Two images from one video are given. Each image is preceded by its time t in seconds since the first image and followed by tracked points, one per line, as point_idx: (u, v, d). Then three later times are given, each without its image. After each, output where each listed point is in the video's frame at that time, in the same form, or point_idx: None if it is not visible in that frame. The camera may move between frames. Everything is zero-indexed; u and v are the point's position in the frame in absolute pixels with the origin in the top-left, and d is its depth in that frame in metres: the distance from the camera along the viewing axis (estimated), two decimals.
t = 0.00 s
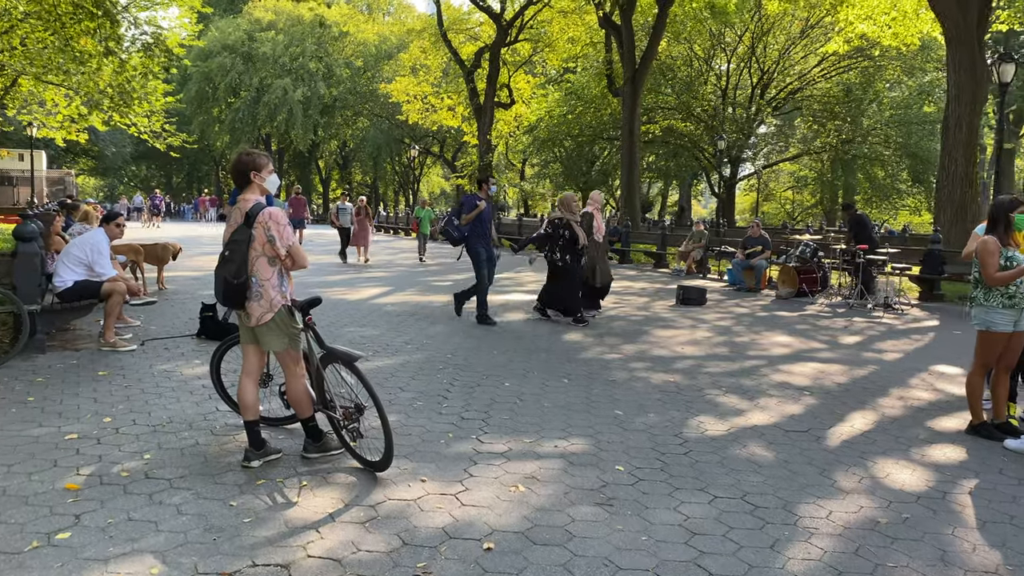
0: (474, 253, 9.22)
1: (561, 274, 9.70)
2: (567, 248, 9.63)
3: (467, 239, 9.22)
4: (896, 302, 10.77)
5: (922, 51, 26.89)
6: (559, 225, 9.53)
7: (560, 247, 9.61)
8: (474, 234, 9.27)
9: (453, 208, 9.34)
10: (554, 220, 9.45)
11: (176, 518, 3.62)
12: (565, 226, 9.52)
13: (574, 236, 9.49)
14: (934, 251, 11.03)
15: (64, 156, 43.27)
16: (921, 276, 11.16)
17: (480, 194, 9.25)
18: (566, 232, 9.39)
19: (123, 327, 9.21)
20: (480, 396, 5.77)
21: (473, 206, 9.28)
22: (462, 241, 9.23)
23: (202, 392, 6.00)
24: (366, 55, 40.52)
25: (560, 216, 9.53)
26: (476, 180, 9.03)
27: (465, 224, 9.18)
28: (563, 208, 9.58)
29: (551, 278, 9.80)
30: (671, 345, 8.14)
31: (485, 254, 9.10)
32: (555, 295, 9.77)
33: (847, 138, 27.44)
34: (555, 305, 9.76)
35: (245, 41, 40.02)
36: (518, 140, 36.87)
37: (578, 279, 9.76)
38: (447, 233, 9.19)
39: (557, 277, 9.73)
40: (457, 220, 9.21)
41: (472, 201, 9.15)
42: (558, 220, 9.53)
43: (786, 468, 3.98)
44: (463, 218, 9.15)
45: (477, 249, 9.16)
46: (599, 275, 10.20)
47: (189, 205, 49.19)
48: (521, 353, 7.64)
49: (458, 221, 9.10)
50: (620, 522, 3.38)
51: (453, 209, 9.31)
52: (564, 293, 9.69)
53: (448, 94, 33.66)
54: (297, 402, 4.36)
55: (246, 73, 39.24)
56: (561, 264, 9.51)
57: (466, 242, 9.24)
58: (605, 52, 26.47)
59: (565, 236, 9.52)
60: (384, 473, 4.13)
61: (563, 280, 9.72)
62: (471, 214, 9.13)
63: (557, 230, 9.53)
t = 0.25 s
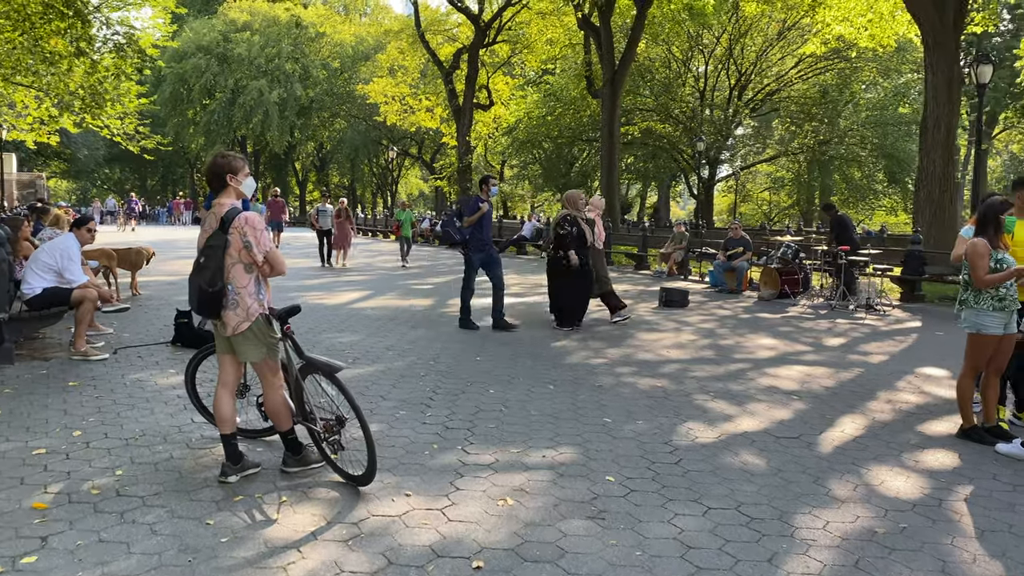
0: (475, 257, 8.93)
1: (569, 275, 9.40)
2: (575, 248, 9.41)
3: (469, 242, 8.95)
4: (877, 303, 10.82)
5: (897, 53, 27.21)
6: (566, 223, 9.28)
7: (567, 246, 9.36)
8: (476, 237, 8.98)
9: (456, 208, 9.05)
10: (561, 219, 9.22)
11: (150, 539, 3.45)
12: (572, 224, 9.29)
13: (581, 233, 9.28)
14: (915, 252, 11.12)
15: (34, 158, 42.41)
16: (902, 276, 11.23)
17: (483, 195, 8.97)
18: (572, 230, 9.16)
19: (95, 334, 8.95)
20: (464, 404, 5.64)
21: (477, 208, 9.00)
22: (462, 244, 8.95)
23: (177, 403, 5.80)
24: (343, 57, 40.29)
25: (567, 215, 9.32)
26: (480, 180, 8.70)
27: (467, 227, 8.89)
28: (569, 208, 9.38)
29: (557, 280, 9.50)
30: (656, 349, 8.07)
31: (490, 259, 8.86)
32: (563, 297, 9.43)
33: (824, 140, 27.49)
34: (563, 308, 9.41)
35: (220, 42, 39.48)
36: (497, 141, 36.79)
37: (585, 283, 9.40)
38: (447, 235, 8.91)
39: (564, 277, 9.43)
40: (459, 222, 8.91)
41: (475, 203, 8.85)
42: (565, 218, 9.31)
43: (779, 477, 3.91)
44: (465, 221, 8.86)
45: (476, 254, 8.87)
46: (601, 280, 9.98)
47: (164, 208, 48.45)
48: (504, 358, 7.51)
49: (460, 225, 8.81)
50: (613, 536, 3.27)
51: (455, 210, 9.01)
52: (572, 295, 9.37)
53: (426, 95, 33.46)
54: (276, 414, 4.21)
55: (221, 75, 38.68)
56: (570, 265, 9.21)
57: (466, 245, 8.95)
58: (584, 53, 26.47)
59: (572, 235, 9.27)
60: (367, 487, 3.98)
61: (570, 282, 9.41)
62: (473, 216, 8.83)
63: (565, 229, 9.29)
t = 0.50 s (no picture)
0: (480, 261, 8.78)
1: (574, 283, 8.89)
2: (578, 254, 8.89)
3: (472, 247, 8.78)
4: (855, 302, 10.90)
5: (870, 53, 27.52)
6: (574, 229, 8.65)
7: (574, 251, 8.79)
8: (479, 243, 8.84)
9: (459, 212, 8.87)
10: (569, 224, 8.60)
11: (117, 555, 3.27)
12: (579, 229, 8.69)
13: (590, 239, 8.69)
14: (892, 252, 11.25)
15: None
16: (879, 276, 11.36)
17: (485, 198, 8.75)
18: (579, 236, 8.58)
19: (61, 338, 8.66)
20: (446, 409, 5.51)
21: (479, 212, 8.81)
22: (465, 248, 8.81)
23: (147, 410, 5.59)
24: (316, 55, 39.89)
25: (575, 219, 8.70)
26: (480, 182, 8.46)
27: (470, 232, 8.72)
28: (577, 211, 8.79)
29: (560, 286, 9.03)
30: (637, 350, 8.01)
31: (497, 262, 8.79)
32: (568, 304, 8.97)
33: (799, 140, 27.81)
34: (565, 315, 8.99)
35: (190, 39, 38.73)
36: (473, 140, 36.65)
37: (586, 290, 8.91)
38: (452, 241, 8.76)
39: (568, 284, 8.92)
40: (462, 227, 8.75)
41: (477, 207, 8.67)
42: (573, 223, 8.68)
43: (767, 481, 3.84)
44: (468, 226, 8.69)
45: (479, 259, 8.72)
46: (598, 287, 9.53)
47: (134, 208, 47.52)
48: (485, 361, 7.39)
49: (463, 230, 8.64)
50: (602, 546, 3.18)
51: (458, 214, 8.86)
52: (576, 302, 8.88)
53: (401, 94, 33.16)
54: (250, 421, 4.05)
55: (192, 73, 37.94)
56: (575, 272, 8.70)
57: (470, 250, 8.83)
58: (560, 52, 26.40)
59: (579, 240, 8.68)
60: (346, 497, 3.84)
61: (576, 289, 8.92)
62: (475, 221, 8.66)
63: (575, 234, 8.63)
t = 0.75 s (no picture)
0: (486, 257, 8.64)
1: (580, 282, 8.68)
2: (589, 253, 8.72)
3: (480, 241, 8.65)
4: (838, 302, 10.95)
5: (850, 54, 27.76)
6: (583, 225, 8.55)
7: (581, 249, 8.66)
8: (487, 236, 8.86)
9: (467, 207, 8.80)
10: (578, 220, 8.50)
11: (88, 565, 3.13)
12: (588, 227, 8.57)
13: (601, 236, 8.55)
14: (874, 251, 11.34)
15: None
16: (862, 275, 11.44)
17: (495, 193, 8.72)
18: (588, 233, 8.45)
19: (34, 337, 8.43)
20: (430, 411, 5.41)
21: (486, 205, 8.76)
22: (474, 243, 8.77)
23: (122, 412, 5.42)
24: (298, 52, 39.61)
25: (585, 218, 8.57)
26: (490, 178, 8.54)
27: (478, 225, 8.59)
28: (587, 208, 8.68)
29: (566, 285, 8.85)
30: (622, 350, 7.96)
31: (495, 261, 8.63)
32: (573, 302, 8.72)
33: (779, 140, 27.92)
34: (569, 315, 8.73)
35: (170, 36, 38.10)
36: (455, 139, 36.50)
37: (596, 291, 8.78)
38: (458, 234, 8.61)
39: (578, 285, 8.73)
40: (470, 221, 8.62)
41: (484, 200, 8.61)
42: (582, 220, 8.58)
43: (758, 484, 3.79)
44: (476, 218, 8.57)
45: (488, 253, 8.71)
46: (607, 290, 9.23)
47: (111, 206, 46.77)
48: (470, 361, 7.30)
49: (471, 222, 8.50)
50: (590, 553, 3.10)
51: (466, 207, 8.85)
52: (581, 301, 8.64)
53: (383, 92, 32.90)
54: (228, 424, 3.94)
55: (172, 69, 37.28)
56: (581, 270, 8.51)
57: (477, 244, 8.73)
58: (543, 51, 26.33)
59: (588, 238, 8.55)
60: (328, 503, 3.73)
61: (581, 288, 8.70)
62: (483, 214, 8.60)
63: (583, 232, 8.54)
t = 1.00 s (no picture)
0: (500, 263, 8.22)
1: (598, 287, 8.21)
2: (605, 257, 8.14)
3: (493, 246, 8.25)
4: (829, 303, 10.94)
5: (839, 56, 27.87)
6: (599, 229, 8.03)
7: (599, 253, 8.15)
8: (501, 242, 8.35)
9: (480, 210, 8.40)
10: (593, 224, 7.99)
11: None
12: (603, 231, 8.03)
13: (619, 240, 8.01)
14: (865, 253, 11.35)
15: None
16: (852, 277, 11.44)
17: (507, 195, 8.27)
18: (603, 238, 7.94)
19: (12, 336, 8.22)
20: (417, 413, 5.29)
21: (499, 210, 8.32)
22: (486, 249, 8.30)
23: (99, 415, 5.25)
24: (286, 50, 39.36)
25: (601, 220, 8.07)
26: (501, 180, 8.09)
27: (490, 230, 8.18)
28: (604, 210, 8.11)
29: (585, 289, 8.43)
30: (613, 352, 7.86)
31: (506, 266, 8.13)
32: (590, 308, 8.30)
33: (768, 142, 28.00)
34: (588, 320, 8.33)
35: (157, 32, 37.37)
36: (444, 138, 36.37)
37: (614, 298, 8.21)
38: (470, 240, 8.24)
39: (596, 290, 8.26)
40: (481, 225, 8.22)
41: (497, 204, 8.17)
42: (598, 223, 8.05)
43: (753, 492, 3.70)
44: (487, 223, 8.18)
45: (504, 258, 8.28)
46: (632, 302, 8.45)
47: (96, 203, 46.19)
48: (458, 362, 7.18)
49: (481, 227, 8.10)
50: (584, 564, 2.98)
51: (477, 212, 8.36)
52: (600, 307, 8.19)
53: (372, 90, 32.64)
54: (207, 429, 3.79)
55: (159, 66, 36.65)
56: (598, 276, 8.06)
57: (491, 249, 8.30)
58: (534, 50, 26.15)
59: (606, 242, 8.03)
60: (311, 511, 3.60)
61: (600, 293, 8.24)
62: (497, 219, 8.18)
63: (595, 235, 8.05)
